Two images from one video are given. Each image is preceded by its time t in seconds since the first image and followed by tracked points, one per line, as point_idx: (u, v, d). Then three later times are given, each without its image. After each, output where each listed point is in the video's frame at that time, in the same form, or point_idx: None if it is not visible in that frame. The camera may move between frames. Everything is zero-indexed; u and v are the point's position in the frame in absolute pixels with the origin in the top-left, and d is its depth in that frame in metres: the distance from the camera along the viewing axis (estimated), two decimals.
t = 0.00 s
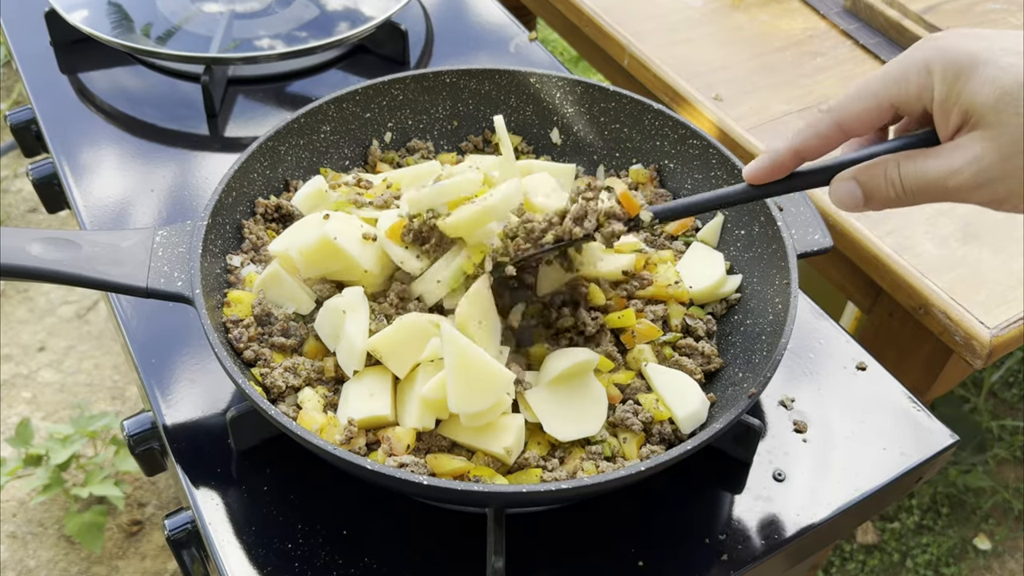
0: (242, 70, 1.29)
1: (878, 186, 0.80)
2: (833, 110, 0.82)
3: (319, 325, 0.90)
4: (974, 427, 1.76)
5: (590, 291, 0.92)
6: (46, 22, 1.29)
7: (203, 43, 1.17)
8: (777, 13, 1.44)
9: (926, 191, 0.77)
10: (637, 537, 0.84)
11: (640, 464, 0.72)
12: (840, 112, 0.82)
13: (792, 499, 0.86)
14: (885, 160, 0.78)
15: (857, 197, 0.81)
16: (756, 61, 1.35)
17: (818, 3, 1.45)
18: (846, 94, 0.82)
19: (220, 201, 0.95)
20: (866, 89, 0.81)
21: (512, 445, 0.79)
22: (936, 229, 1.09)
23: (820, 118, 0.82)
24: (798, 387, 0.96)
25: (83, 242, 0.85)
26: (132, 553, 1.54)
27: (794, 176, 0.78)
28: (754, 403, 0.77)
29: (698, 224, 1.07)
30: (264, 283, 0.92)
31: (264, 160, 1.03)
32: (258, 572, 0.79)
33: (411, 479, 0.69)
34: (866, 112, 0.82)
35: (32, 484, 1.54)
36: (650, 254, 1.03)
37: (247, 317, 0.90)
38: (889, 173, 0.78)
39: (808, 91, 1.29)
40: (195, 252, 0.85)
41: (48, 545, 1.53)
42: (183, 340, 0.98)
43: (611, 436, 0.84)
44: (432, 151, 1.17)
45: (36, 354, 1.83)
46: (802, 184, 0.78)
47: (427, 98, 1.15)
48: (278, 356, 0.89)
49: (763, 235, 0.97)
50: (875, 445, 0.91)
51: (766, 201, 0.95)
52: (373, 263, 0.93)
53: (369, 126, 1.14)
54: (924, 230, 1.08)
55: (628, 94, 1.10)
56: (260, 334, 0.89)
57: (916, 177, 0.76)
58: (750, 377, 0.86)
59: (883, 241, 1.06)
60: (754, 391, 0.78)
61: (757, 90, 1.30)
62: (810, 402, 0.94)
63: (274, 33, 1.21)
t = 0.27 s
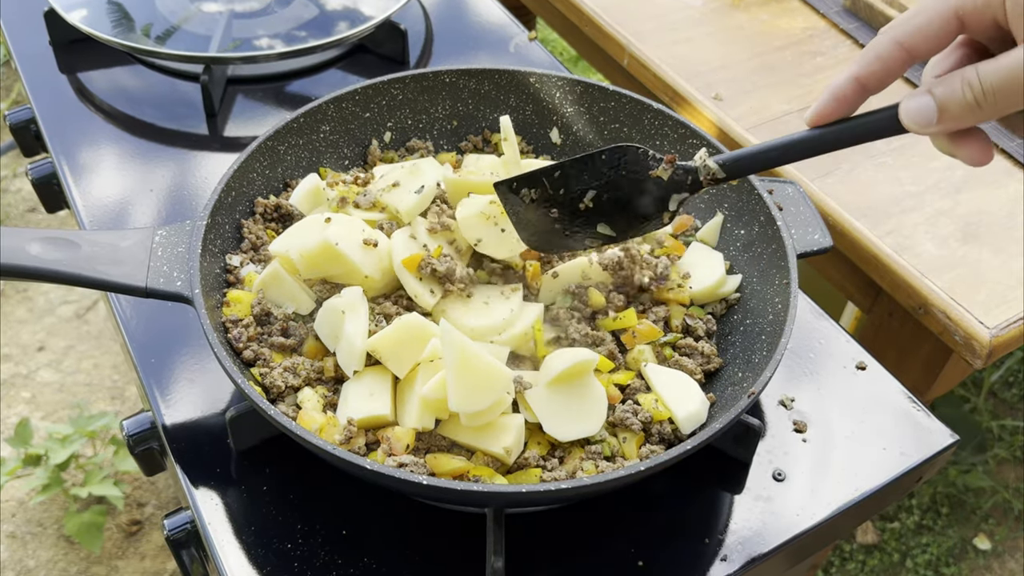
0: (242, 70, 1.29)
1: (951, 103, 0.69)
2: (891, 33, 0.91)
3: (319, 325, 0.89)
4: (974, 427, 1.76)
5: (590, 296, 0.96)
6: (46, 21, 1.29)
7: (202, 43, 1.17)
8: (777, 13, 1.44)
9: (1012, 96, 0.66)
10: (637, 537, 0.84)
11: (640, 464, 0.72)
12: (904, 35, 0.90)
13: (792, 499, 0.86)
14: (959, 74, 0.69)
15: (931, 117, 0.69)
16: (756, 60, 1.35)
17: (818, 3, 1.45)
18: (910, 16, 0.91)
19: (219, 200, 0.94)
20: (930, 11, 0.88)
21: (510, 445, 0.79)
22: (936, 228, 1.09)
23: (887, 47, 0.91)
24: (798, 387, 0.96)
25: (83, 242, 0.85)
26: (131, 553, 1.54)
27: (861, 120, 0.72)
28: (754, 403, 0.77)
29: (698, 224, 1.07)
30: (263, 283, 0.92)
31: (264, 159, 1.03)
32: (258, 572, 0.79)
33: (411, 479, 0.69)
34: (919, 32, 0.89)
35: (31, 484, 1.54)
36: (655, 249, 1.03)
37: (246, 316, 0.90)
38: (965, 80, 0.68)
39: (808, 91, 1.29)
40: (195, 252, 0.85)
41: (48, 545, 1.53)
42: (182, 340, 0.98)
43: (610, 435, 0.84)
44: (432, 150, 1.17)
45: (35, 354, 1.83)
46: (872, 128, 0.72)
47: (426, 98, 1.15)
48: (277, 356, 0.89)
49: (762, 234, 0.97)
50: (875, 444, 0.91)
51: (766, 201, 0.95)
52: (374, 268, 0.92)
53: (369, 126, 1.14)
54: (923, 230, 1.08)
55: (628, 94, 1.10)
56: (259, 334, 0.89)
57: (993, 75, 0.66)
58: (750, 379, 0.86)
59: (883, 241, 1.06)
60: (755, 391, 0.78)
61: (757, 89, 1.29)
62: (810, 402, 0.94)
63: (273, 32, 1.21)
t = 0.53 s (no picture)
0: (241, 69, 1.29)
1: (784, 232, 0.59)
2: (716, 170, 0.70)
3: (319, 325, 0.89)
4: (974, 427, 1.76)
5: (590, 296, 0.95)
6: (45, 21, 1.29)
7: (202, 43, 1.17)
8: (776, 13, 1.44)
9: (826, 228, 0.58)
10: (636, 536, 0.84)
11: (639, 463, 0.72)
12: (722, 172, 0.69)
13: (791, 498, 0.86)
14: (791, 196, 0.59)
15: (763, 244, 0.60)
16: (756, 60, 1.35)
17: (818, 2, 1.45)
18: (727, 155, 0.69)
19: (218, 200, 0.94)
20: (798, 109, 0.65)
21: (511, 446, 0.79)
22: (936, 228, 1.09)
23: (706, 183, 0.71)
24: (798, 387, 0.96)
25: (82, 242, 0.84)
26: (131, 553, 1.54)
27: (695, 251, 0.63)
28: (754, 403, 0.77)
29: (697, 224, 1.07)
30: (262, 282, 0.92)
31: (264, 159, 1.03)
32: (257, 572, 0.79)
33: (410, 479, 0.69)
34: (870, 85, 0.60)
35: (30, 484, 1.53)
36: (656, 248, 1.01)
37: (246, 316, 0.90)
38: (792, 209, 0.59)
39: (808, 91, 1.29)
40: (194, 252, 0.85)
41: (47, 545, 1.53)
42: (181, 339, 0.98)
43: (610, 435, 0.84)
44: (431, 150, 1.17)
45: (34, 354, 1.83)
46: (710, 263, 0.63)
47: (426, 97, 1.15)
48: (277, 356, 0.89)
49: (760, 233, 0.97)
50: (874, 444, 0.90)
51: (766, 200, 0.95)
52: (373, 267, 0.93)
53: (368, 126, 1.14)
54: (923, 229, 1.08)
55: (627, 94, 1.10)
56: (259, 333, 0.89)
57: (813, 209, 0.58)
58: (750, 378, 0.86)
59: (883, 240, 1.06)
60: (754, 391, 0.78)
61: (756, 89, 1.29)
62: (810, 402, 0.94)
63: (273, 32, 1.21)
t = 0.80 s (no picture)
0: (241, 69, 1.29)
1: (848, 233, 0.61)
2: (778, 184, 0.70)
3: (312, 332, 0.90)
4: (974, 427, 1.76)
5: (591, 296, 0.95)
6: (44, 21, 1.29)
7: (201, 42, 1.17)
8: (776, 12, 1.44)
9: (895, 232, 0.59)
10: (636, 536, 0.83)
11: (639, 463, 0.72)
12: (785, 186, 0.70)
13: (791, 498, 0.86)
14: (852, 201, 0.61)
15: (830, 248, 0.62)
16: (755, 59, 1.34)
17: (817, 2, 1.45)
18: (789, 165, 0.69)
19: (218, 200, 0.94)
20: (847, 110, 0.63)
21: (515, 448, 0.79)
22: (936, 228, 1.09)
23: (768, 200, 0.71)
24: (798, 387, 0.96)
25: (81, 242, 0.84)
26: (130, 553, 1.54)
27: (761, 260, 0.68)
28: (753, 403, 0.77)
29: (697, 223, 1.07)
30: (262, 282, 0.92)
31: (263, 158, 1.03)
32: (256, 572, 0.79)
33: (410, 479, 0.69)
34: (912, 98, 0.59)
35: (29, 484, 1.53)
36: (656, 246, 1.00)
37: (245, 315, 0.90)
38: (857, 216, 0.60)
39: (808, 90, 1.29)
40: (193, 251, 0.85)
41: (46, 545, 1.53)
42: (181, 339, 0.98)
43: (612, 434, 0.84)
44: (430, 150, 1.17)
45: (33, 353, 1.82)
46: (777, 267, 0.68)
47: (425, 97, 1.15)
48: (276, 355, 0.89)
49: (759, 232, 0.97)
50: (874, 444, 0.90)
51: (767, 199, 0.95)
52: (373, 267, 0.92)
53: (368, 126, 1.14)
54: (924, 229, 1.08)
55: (627, 93, 1.10)
56: (258, 333, 0.89)
57: (876, 215, 0.59)
58: (750, 377, 0.86)
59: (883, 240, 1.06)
60: (754, 391, 0.78)
61: (756, 88, 1.29)
62: (810, 401, 0.94)
63: (272, 32, 1.21)
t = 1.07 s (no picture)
0: (240, 69, 1.29)
1: (855, 151, 0.63)
2: (790, 93, 0.72)
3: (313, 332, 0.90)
4: (974, 427, 1.76)
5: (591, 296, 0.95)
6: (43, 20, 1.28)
7: (200, 42, 1.17)
8: (776, 12, 1.44)
9: (907, 156, 0.62)
10: (636, 537, 0.83)
11: (638, 463, 0.72)
12: (798, 95, 0.72)
13: (791, 498, 0.86)
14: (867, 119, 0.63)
15: (831, 160, 0.63)
16: (755, 59, 1.34)
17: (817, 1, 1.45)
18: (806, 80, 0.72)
19: (217, 200, 0.94)
20: (884, 27, 0.68)
21: (515, 446, 0.78)
22: (935, 227, 1.08)
23: (779, 109, 0.73)
24: (798, 387, 0.95)
25: (81, 242, 0.84)
26: (129, 552, 1.54)
27: (757, 170, 0.67)
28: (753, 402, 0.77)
29: (697, 223, 1.07)
30: (261, 282, 0.91)
31: (262, 158, 1.03)
32: (256, 572, 0.79)
33: (409, 479, 0.69)
34: (958, 25, 0.64)
35: (29, 483, 1.53)
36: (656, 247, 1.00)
37: (245, 315, 0.90)
38: (869, 139, 0.63)
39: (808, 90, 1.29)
40: (192, 251, 0.85)
41: (46, 545, 1.53)
42: (181, 339, 0.98)
43: (611, 434, 0.84)
44: (430, 149, 1.17)
45: (33, 353, 1.82)
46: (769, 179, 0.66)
47: (425, 97, 1.15)
48: (275, 355, 0.89)
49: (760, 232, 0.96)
50: (874, 444, 0.90)
51: (767, 198, 0.95)
52: (372, 267, 0.92)
53: (367, 125, 1.14)
54: (923, 229, 1.08)
55: (626, 93, 1.09)
56: (258, 333, 0.89)
57: (895, 137, 0.61)
58: (750, 377, 0.86)
59: (882, 240, 1.06)
60: (754, 391, 0.78)
61: (756, 88, 1.29)
62: (810, 401, 0.94)
63: (271, 31, 1.21)
